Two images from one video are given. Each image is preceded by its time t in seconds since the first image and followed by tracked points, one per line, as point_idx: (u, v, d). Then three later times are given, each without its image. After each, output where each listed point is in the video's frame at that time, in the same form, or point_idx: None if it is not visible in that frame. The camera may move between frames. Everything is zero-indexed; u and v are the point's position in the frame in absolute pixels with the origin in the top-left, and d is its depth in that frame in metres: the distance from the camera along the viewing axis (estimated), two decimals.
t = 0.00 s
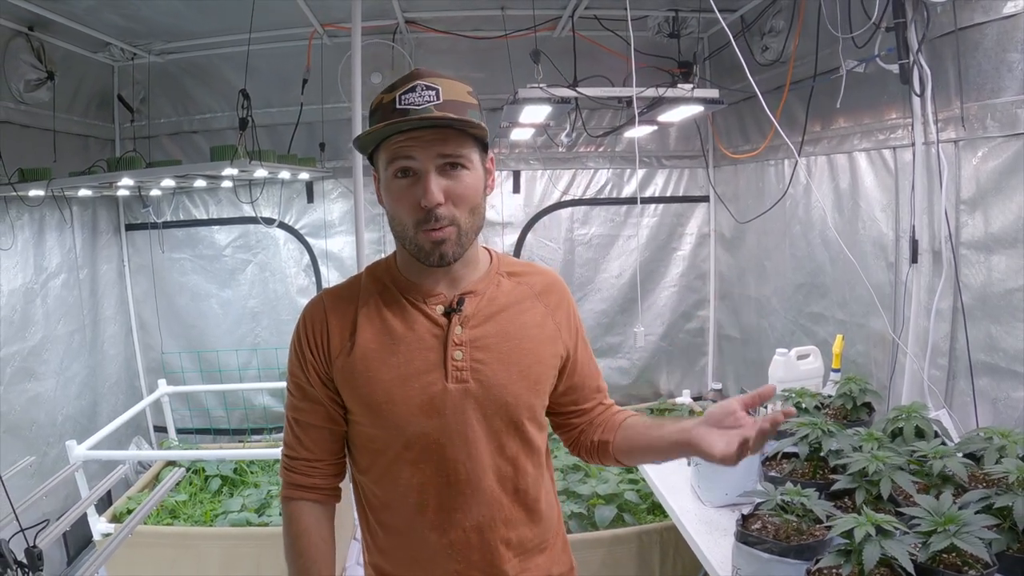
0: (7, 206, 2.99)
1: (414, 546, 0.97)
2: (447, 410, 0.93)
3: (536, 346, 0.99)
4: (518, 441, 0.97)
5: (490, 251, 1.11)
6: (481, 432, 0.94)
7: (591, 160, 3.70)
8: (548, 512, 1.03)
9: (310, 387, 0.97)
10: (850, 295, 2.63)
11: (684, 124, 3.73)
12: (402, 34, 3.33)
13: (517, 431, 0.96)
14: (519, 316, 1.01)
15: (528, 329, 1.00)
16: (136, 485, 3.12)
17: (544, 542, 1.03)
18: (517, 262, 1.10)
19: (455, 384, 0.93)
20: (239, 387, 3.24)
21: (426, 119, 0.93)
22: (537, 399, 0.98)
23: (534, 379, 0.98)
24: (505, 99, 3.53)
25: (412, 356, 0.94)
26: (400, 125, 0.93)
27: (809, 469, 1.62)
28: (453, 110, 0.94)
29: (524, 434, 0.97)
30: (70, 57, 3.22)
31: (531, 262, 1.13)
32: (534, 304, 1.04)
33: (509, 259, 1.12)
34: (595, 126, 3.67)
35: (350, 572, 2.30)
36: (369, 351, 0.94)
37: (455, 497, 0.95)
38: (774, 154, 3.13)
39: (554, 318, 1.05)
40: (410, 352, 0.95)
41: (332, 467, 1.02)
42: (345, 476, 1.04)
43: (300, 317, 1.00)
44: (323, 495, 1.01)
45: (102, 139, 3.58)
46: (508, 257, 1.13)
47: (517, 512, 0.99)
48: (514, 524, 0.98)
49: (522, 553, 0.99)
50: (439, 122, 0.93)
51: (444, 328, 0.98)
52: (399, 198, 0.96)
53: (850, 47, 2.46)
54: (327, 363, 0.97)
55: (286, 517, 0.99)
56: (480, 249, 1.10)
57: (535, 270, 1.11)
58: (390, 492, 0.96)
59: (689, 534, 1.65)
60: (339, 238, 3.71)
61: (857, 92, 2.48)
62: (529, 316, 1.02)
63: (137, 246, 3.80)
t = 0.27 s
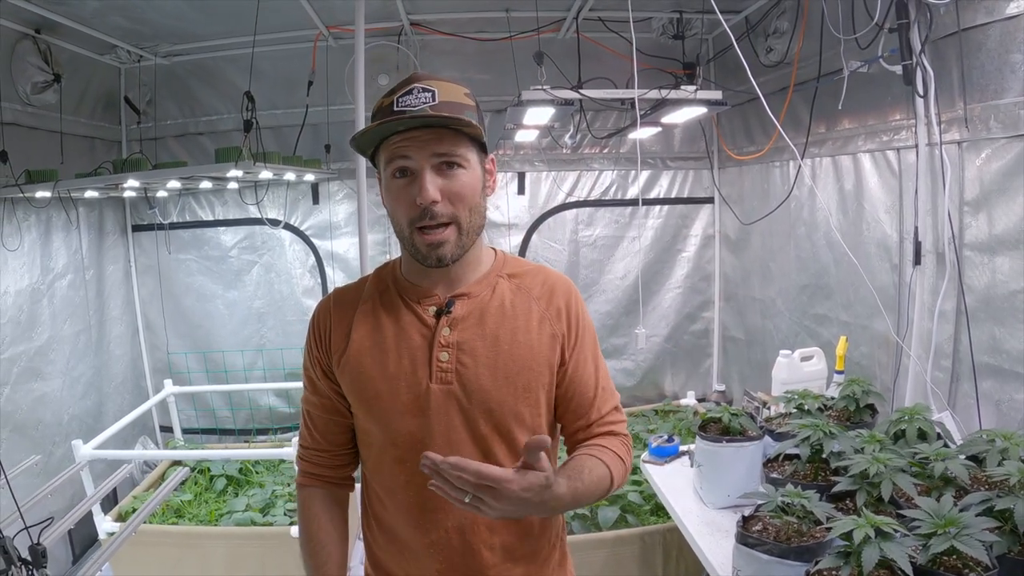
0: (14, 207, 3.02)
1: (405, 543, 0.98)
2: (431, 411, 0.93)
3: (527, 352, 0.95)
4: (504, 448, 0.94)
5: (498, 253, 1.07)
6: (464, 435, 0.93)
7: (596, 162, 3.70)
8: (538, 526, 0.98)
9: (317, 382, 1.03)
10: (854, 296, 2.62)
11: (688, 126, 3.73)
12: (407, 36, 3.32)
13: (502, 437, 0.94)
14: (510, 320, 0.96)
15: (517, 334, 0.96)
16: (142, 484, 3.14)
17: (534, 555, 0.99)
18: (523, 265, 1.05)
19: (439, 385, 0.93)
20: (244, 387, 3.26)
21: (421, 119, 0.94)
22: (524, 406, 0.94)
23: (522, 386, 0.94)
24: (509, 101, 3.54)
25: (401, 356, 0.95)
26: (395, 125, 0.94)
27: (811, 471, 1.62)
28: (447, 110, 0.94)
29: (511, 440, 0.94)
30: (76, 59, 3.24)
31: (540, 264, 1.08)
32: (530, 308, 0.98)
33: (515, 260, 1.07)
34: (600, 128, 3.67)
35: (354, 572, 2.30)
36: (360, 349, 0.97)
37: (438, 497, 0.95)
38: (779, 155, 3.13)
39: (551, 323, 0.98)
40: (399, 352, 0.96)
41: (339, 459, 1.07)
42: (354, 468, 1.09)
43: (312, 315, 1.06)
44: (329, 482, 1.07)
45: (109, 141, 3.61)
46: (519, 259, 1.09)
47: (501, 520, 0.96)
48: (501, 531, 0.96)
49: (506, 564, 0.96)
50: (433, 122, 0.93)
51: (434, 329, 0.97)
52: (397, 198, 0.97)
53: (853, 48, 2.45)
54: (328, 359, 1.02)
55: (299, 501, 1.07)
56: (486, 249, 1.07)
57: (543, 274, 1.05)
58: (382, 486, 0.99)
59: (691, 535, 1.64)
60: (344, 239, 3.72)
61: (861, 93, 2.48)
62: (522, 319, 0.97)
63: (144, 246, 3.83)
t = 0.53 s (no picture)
0: (20, 208, 3.04)
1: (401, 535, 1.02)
2: (418, 412, 0.94)
3: (515, 360, 0.91)
4: (490, 455, 0.92)
5: (507, 253, 1.02)
6: (450, 438, 0.93)
7: (601, 162, 3.70)
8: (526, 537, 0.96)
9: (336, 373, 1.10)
10: (860, 298, 2.61)
11: (693, 127, 3.72)
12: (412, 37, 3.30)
13: (487, 444, 0.92)
14: (502, 326, 0.93)
15: (507, 341, 0.92)
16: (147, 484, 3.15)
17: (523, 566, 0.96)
18: (532, 266, 0.99)
19: (426, 387, 0.93)
20: (248, 387, 3.27)
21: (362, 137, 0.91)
22: (513, 415, 0.92)
23: (509, 394, 0.91)
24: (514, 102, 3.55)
25: (395, 355, 0.97)
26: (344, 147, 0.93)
27: (814, 473, 1.61)
28: (385, 127, 0.89)
29: (498, 448, 0.92)
30: (82, 61, 3.26)
31: (552, 265, 1.01)
32: (523, 314, 0.93)
33: (524, 260, 1.01)
34: (605, 129, 3.67)
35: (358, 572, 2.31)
36: (361, 346, 1.00)
37: (426, 497, 0.96)
38: (784, 156, 3.12)
39: (547, 330, 0.93)
40: (394, 351, 0.97)
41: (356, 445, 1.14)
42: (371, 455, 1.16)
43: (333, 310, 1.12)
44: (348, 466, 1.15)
45: (114, 142, 3.63)
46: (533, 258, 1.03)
47: (488, 525, 0.95)
48: (488, 536, 0.96)
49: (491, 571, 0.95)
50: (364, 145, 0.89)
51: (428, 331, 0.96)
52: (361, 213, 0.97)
53: (858, 48, 2.44)
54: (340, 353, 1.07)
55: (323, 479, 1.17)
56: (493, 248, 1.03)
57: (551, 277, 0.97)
58: (382, 477, 1.03)
59: (694, 537, 1.64)
60: (349, 240, 3.73)
61: (866, 93, 2.46)
62: (515, 325, 0.93)
63: (149, 247, 3.85)
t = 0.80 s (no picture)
0: (27, 209, 3.07)
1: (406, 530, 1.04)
2: (420, 413, 0.94)
3: (514, 364, 0.91)
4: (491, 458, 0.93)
5: (512, 254, 1.01)
6: (452, 439, 0.93)
7: (606, 163, 3.69)
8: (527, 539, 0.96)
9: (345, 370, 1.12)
10: (864, 298, 2.60)
11: (698, 127, 3.71)
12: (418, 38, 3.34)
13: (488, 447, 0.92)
14: (502, 329, 0.93)
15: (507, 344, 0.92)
16: (153, 483, 3.17)
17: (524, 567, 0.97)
18: (538, 269, 0.98)
19: (427, 390, 0.93)
20: (254, 388, 3.29)
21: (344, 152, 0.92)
22: (513, 418, 0.92)
23: (509, 398, 0.91)
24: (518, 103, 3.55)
25: (397, 356, 0.97)
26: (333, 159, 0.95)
27: (817, 474, 1.61)
28: (363, 144, 0.89)
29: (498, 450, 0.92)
30: (88, 63, 3.29)
31: (558, 267, 1.00)
32: (524, 317, 0.93)
33: (528, 262, 1.00)
34: (610, 129, 3.66)
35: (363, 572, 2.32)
36: (365, 346, 1.01)
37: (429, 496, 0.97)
38: (789, 156, 3.11)
39: (547, 335, 0.92)
40: (397, 352, 0.98)
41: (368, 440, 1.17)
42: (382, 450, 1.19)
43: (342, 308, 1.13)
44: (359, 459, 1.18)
45: (121, 143, 3.66)
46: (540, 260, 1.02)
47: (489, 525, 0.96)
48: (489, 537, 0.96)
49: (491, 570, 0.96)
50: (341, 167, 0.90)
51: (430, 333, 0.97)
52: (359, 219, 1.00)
53: (863, 48, 2.43)
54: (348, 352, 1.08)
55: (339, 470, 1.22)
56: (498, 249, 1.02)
57: (556, 281, 0.96)
58: (387, 474, 1.04)
59: (697, 537, 1.64)
60: (354, 241, 3.74)
61: (872, 93, 2.45)
62: (516, 329, 0.93)
63: (155, 248, 3.88)
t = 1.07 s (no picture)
0: (32, 210, 3.08)
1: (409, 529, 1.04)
2: (423, 414, 0.95)
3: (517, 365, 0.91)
4: (493, 460, 0.92)
5: (519, 254, 1.00)
6: (455, 439, 0.94)
7: (611, 164, 3.69)
8: (529, 541, 0.94)
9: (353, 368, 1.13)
10: (870, 299, 2.59)
11: (703, 127, 3.71)
12: (422, 39, 3.33)
13: (491, 448, 0.92)
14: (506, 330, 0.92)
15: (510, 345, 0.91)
16: (158, 483, 3.19)
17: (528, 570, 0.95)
18: (545, 268, 0.96)
19: (430, 390, 0.94)
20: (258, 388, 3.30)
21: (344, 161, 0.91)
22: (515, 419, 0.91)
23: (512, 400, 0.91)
24: (523, 103, 3.55)
25: (402, 356, 0.98)
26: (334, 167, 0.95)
27: (821, 475, 1.60)
28: (361, 154, 0.89)
29: (500, 452, 0.92)
30: (94, 64, 3.31)
31: (565, 267, 0.98)
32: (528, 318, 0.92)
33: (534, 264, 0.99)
34: (614, 130, 3.67)
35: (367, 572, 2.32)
36: (372, 346, 1.02)
37: (431, 496, 0.97)
38: (794, 156, 3.10)
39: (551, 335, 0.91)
40: (402, 352, 0.98)
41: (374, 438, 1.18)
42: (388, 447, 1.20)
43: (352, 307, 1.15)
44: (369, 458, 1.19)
45: (126, 144, 3.68)
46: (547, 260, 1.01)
47: (490, 527, 0.95)
48: (491, 539, 0.95)
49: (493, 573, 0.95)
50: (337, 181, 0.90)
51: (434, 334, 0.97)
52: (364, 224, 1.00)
53: (867, 48, 2.42)
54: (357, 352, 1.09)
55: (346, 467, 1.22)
56: (505, 250, 1.01)
57: (562, 280, 0.95)
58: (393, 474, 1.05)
59: (701, 539, 1.63)
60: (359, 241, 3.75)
61: (876, 93, 2.44)
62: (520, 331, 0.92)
63: (161, 248, 3.89)
